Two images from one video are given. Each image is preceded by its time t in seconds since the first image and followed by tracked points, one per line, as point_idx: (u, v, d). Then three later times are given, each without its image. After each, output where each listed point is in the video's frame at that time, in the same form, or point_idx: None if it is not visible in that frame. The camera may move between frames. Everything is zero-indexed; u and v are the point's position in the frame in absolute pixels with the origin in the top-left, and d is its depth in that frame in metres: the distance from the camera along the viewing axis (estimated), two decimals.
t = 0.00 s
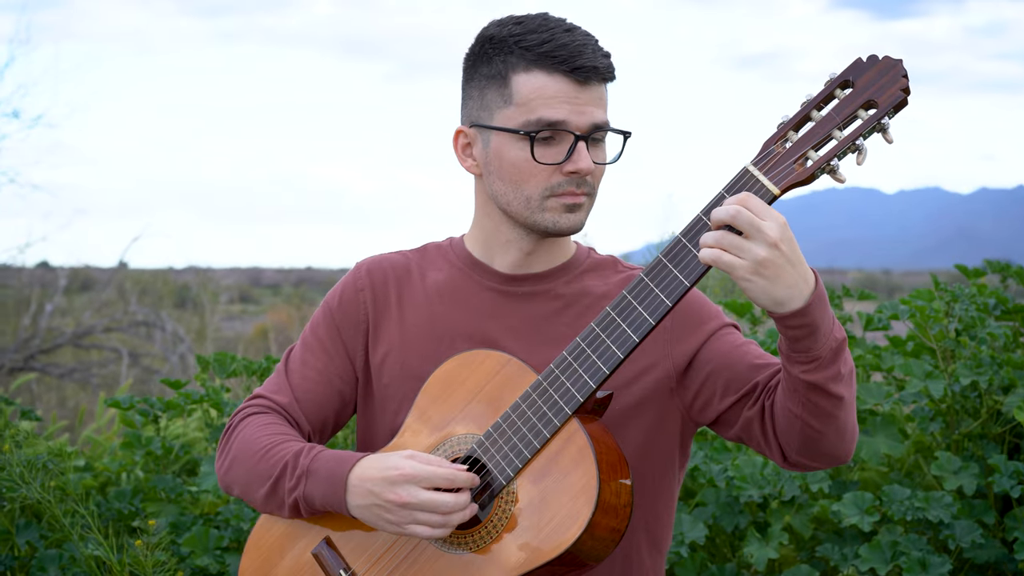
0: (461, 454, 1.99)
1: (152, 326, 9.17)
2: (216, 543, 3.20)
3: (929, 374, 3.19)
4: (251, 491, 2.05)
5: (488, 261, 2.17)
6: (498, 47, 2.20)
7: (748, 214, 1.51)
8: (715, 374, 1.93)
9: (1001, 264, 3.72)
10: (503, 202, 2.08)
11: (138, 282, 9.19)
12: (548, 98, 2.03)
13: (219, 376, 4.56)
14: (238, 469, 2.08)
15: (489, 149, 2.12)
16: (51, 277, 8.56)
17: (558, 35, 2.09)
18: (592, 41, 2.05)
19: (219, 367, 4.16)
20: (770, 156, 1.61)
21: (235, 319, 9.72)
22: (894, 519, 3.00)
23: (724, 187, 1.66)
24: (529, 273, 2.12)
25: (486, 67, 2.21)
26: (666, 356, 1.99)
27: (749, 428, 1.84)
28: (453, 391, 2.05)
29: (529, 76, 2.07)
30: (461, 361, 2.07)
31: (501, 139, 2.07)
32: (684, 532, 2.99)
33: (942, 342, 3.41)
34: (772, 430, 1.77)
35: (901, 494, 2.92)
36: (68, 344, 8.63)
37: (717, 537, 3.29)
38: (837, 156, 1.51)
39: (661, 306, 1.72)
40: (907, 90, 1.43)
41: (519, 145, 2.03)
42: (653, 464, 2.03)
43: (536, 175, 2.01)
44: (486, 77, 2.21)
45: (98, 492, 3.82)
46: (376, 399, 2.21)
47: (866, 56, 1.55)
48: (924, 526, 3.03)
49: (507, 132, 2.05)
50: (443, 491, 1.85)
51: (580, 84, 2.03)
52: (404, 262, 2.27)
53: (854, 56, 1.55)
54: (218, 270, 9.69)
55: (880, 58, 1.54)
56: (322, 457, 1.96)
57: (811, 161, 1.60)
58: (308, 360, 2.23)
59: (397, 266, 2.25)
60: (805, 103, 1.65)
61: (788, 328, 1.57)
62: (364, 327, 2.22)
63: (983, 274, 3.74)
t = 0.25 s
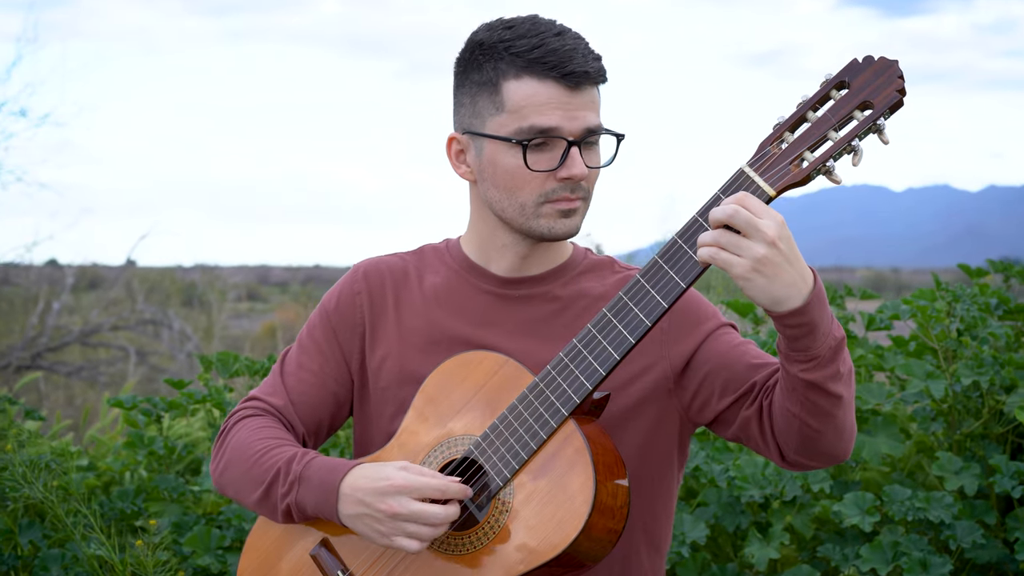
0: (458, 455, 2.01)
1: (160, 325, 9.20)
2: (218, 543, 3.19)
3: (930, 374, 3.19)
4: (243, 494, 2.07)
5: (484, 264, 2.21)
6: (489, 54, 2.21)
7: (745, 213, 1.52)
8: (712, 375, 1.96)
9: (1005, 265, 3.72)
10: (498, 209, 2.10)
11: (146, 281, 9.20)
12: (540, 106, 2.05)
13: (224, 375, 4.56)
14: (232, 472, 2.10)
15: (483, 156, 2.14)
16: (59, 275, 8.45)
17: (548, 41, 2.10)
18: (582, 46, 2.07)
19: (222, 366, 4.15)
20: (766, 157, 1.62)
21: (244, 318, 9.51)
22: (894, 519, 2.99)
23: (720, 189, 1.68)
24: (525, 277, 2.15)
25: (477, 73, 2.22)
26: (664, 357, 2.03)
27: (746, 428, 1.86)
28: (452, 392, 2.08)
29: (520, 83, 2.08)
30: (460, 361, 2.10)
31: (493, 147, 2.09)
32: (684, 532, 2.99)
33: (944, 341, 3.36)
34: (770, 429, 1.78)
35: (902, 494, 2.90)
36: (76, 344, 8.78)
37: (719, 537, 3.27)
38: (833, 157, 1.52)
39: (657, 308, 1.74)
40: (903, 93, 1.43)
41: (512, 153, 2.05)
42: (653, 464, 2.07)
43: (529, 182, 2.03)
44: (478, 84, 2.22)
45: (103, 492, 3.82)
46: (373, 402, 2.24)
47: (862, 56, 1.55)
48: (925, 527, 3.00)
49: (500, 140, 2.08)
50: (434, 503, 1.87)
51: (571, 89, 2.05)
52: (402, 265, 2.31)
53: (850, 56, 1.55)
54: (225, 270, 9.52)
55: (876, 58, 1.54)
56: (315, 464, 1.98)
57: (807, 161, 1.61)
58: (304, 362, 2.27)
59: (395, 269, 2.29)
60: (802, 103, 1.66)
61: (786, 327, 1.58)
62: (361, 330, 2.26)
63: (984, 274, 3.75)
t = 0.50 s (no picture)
0: (457, 454, 1.99)
1: (167, 325, 9.21)
2: (221, 543, 3.20)
3: (932, 374, 3.12)
4: (241, 496, 2.05)
5: (481, 266, 2.18)
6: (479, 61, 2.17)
7: (742, 213, 1.51)
8: (711, 373, 1.93)
9: (1009, 265, 3.73)
10: (494, 215, 2.07)
11: (153, 280, 9.27)
12: (532, 112, 2.01)
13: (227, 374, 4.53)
14: (230, 474, 2.08)
15: (477, 163, 2.10)
16: (66, 275, 8.58)
17: (538, 46, 2.07)
18: (572, 50, 2.03)
19: (225, 366, 4.11)
20: (763, 157, 1.62)
21: (251, 317, 9.89)
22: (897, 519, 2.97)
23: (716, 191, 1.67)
24: (522, 278, 2.12)
25: (468, 81, 2.19)
26: (662, 356, 1.99)
27: (745, 426, 1.83)
28: (451, 393, 2.06)
29: (512, 90, 2.05)
30: (458, 361, 2.07)
31: (487, 154, 2.05)
32: (687, 532, 2.96)
33: (946, 342, 3.31)
34: (768, 427, 1.76)
35: (903, 496, 2.89)
36: (83, 344, 8.70)
37: (723, 537, 3.23)
38: (830, 156, 1.52)
39: (655, 308, 1.72)
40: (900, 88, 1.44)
41: (506, 160, 2.02)
42: (653, 464, 2.04)
43: (524, 189, 2.00)
44: (469, 91, 2.19)
45: (107, 492, 3.80)
46: (372, 404, 2.22)
47: (859, 56, 1.56)
48: (928, 528, 3.01)
49: (493, 147, 2.04)
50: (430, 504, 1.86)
51: (563, 94, 2.01)
52: (400, 266, 2.28)
53: (847, 56, 1.56)
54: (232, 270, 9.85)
55: (872, 58, 1.54)
56: (312, 467, 1.95)
57: (805, 161, 1.60)
58: (301, 364, 2.24)
59: (393, 271, 2.27)
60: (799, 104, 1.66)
61: (784, 326, 1.57)
62: (358, 332, 2.24)
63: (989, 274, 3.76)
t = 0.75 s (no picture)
0: (457, 454, 1.95)
1: (175, 325, 9.22)
2: (225, 542, 3.15)
3: (935, 374, 3.10)
4: (241, 496, 2.02)
5: (480, 266, 2.12)
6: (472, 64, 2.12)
7: (739, 211, 1.47)
8: (710, 371, 1.86)
9: (1012, 266, 3.74)
10: (492, 218, 2.01)
11: (160, 281, 9.17)
12: (527, 115, 1.95)
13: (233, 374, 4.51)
14: (230, 475, 2.05)
15: (473, 166, 2.05)
16: (75, 275, 8.56)
17: (530, 47, 2.02)
18: (565, 51, 1.97)
19: (230, 365, 4.08)
20: (761, 155, 1.58)
21: (259, 318, 9.43)
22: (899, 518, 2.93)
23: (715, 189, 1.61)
24: (521, 278, 2.06)
25: (461, 85, 2.14)
26: (660, 354, 1.93)
27: (745, 424, 1.77)
28: (450, 393, 2.02)
29: (505, 93, 1.99)
30: (458, 360, 2.04)
31: (482, 157, 2.00)
32: (691, 532, 2.91)
33: (950, 341, 3.30)
34: (768, 426, 1.70)
35: (905, 495, 2.85)
36: (90, 344, 8.82)
37: (727, 536, 3.19)
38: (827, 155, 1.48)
39: (655, 306, 1.68)
40: (900, 88, 1.41)
41: (501, 162, 1.96)
42: (653, 463, 1.97)
43: (521, 191, 1.94)
44: (462, 95, 2.14)
45: (112, 491, 3.78)
46: (371, 404, 2.17)
47: (857, 54, 1.52)
48: (930, 527, 2.93)
49: (488, 151, 1.98)
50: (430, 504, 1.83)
51: (557, 96, 1.96)
52: (400, 266, 2.23)
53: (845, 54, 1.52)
54: (241, 270, 9.50)
55: (871, 55, 1.51)
56: (311, 467, 1.93)
57: (802, 160, 1.56)
58: (302, 364, 2.20)
59: (392, 271, 2.21)
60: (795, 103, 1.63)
61: (783, 324, 1.52)
62: (358, 332, 2.19)
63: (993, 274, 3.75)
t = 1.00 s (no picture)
0: (457, 455, 1.96)
1: (183, 325, 9.25)
2: (230, 541, 3.16)
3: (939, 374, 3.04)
4: (244, 496, 2.05)
5: (480, 266, 2.14)
6: (464, 66, 2.15)
7: (736, 212, 1.49)
8: (709, 371, 1.88)
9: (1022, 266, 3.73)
10: (491, 218, 2.03)
11: (169, 281, 9.19)
12: (519, 113, 1.98)
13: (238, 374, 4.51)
14: (232, 475, 2.07)
15: (470, 168, 2.07)
16: (83, 275, 8.68)
17: (522, 46, 2.04)
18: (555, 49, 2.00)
19: (235, 365, 4.08)
20: (758, 155, 1.58)
21: (268, 317, 9.70)
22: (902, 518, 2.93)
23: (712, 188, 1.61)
24: (521, 277, 2.09)
25: (454, 87, 2.16)
26: (660, 354, 1.94)
27: (745, 423, 1.79)
28: (449, 392, 2.03)
29: (498, 93, 2.01)
30: (458, 359, 2.05)
31: (479, 158, 2.02)
32: (695, 532, 2.91)
33: (955, 342, 3.27)
34: (767, 425, 1.72)
35: (911, 495, 2.83)
36: (98, 344, 8.85)
37: (731, 536, 3.17)
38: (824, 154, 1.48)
39: (652, 306, 1.70)
40: (896, 87, 1.40)
41: (497, 162, 1.98)
42: (652, 463, 1.99)
43: (518, 189, 1.96)
44: (455, 98, 2.16)
45: (118, 490, 3.76)
46: (372, 404, 2.19)
47: (853, 52, 1.52)
48: (934, 527, 2.92)
49: (484, 151, 2.01)
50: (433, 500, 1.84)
51: (549, 93, 1.98)
52: (400, 267, 2.25)
53: (842, 52, 1.52)
54: (249, 270, 9.71)
55: (867, 54, 1.50)
56: (314, 465, 1.95)
57: (800, 159, 1.56)
58: (303, 364, 2.23)
59: (393, 271, 2.24)
60: (792, 102, 1.63)
61: (781, 324, 1.54)
62: (359, 332, 2.21)
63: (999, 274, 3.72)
